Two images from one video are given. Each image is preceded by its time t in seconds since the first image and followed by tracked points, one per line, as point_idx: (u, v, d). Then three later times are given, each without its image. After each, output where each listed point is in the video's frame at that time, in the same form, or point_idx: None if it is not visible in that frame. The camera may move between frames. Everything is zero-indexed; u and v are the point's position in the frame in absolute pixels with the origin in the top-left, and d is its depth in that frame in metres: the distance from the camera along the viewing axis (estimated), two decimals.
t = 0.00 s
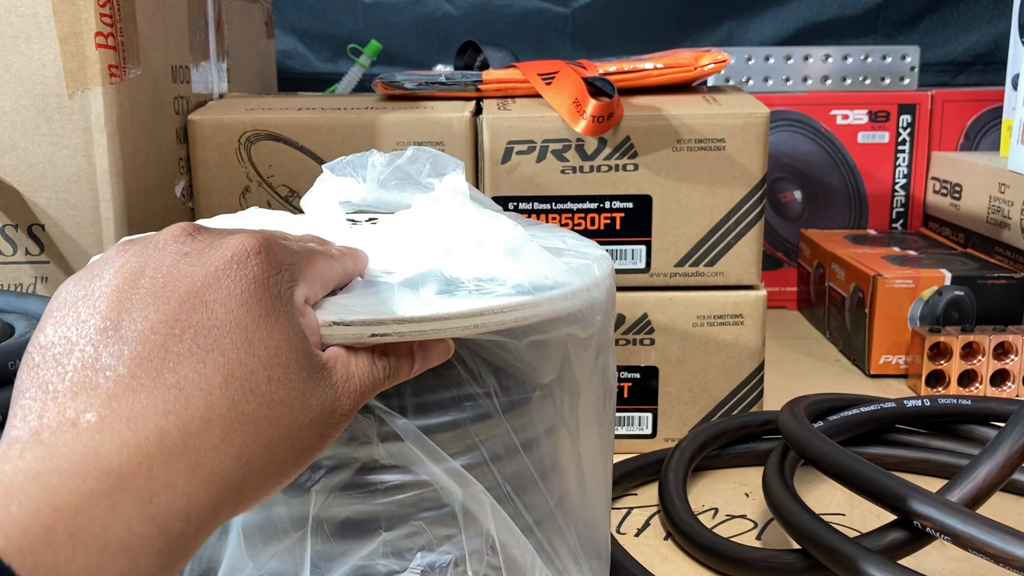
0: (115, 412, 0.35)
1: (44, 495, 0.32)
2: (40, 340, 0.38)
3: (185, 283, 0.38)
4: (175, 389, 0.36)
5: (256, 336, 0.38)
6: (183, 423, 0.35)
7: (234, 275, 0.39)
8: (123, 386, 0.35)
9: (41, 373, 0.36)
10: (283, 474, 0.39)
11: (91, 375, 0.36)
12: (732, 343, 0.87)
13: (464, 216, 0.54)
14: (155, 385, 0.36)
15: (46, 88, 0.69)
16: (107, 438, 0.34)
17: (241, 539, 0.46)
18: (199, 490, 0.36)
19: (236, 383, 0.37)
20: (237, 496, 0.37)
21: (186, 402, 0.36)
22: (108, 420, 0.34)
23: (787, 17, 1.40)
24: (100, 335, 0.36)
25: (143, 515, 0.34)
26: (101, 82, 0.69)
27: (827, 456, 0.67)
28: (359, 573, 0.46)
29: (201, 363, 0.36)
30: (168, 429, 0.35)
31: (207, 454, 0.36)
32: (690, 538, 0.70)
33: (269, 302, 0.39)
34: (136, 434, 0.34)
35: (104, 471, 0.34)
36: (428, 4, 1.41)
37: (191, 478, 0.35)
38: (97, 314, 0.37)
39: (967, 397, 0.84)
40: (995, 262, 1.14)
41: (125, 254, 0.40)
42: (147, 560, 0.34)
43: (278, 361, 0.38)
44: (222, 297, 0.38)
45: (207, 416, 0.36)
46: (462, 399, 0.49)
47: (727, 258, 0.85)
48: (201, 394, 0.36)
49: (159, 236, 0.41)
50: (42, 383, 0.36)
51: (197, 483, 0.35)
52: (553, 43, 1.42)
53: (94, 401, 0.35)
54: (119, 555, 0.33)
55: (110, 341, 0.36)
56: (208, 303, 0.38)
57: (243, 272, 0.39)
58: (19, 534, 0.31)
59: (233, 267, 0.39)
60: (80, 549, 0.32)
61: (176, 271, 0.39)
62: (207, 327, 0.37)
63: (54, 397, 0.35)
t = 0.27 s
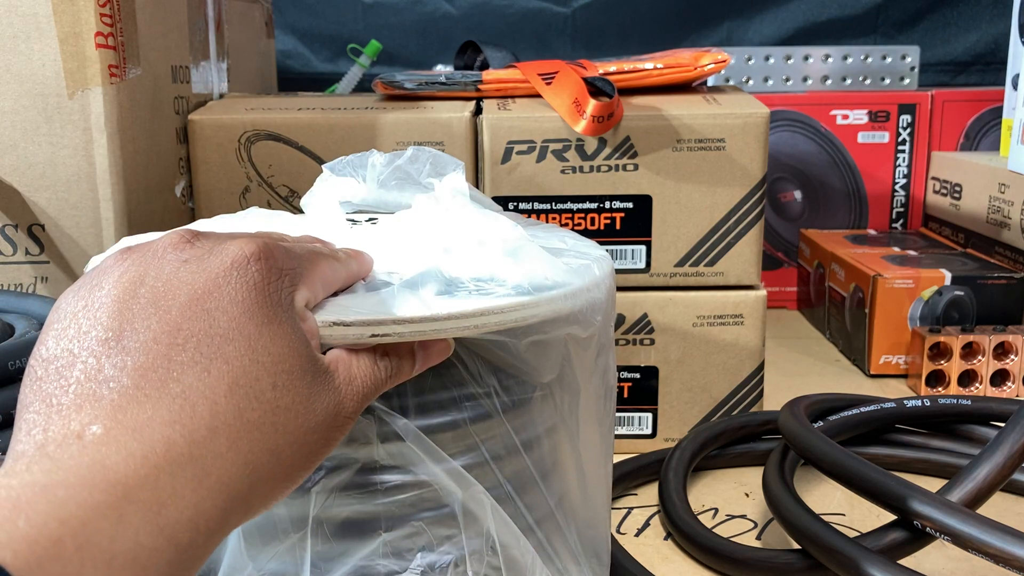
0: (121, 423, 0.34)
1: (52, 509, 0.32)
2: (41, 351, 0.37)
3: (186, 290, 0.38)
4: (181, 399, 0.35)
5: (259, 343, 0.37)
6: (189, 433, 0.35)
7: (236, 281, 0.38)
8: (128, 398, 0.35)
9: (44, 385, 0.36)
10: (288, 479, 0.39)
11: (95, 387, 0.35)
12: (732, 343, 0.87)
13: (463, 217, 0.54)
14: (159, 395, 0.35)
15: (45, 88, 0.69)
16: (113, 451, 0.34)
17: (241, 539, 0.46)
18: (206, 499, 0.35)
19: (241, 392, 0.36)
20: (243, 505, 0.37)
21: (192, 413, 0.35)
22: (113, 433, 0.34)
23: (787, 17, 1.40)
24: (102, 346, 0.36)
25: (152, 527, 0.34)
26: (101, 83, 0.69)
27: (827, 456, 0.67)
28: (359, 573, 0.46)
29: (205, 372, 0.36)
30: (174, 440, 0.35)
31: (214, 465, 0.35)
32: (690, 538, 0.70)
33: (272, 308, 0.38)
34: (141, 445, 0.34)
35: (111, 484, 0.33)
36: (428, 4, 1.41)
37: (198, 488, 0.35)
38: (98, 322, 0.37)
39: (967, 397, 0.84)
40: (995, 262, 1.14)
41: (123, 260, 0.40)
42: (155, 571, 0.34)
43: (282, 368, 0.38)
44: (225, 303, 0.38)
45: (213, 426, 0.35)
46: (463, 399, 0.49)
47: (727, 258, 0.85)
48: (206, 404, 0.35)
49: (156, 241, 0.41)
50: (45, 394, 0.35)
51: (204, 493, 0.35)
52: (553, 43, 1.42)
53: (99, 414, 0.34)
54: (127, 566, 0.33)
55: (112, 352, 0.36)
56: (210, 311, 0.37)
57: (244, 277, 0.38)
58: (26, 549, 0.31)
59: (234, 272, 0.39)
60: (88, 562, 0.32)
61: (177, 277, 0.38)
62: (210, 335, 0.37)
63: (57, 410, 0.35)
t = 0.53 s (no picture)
0: (120, 427, 0.34)
1: (53, 513, 0.32)
2: (42, 355, 0.37)
3: (187, 295, 0.38)
4: (181, 403, 0.35)
5: (259, 347, 0.38)
6: (189, 437, 0.35)
7: (237, 285, 0.39)
8: (129, 401, 0.35)
9: (45, 388, 0.36)
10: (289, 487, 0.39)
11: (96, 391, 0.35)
12: (732, 343, 0.87)
13: (463, 217, 0.54)
14: (159, 399, 0.35)
15: (45, 88, 0.69)
16: (111, 454, 0.34)
17: (241, 540, 0.46)
18: (205, 505, 0.35)
19: (241, 396, 0.37)
20: (242, 512, 0.37)
21: (192, 417, 0.35)
22: (112, 437, 0.34)
23: (787, 17, 1.40)
24: (104, 350, 0.36)
25: (151, 532, 0.34)
26: (101, 82, 0.69)
27: (827, 456, 0.67)
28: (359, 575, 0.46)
29: (205, 377, 0.36)
30: (174, 444, 0.35)
31: (214, 469, 0.36)
32: (690, 539, 0.70)
33: (272, 314, 0.39)
34: (141, 450, 0.34)
35: (109, 487, 0.33)
36: (428, 4, 1.41)
37: (198, 493, 0.35)
38: (101, 327, 0.37)
39: (967, 397, 0.84)
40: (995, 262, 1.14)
41: (124, 264, 0.40)
42: None
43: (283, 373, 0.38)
44: (227, 307, 0.38)
45: (212, 430, 0.36)
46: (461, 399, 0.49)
47: (727, 258, 0.85)
48: (206, 408, 0.36)
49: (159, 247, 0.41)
50: (46, 398, 0.36)
51: (204, 498, 0.35)
52: (553, 43, 1.42)
53: (99, 417, 0.34)
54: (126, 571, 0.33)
55: (114, 356, 0.36)
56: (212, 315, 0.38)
57: (246, 283, 0.39)
58: (25, 553, 0.31)
59: (236, 277, 0.39)
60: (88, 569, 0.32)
61: (179, 281, 0.39)
62: (211, 340, 0.37)
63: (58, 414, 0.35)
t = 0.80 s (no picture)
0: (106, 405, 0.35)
1: (29, 485, 0.33)
2: (41, 328, 0.38)
3: (188, 284, 0.38)
4: (166, 390, 0.35)
5: (254, 342, 0.37)
6: (169, 422, 0.35)
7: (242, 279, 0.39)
8: (117, 382, 0.35)
9: (38, 358, 0.37)
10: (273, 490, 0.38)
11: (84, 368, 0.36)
12: (732, 343, 0.87)
13: (462, 217, 0.54)
14: (148, 380, 0.35)
15: (45, 88, 0.69)
16: (92, 430, 0.34)
17: (241, 540, 0.46)
18: (180, 491, 0.35)
19: (228, 387, 0.36)
20: (220, 504, 0.37)
21: (175, 405, 0.35)
22: (94, 414, 0.35)
23: (787, 17, 1.40)
24: (96, 327, 0.37)
25: (125, 513, 0.34)
26: (101, 82, 0.70)
27: (827, 456, 0.67)
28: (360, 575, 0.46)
29: (195, 365, 0.36)
30: (153, 426, 0.35)
31: (189, 459, 0.35)
32: (691, 539, 0.69)
33: (272, 310, 0.38)
34: (122, 432, 0.34)
35: (86, 464, 0.34)
36: (428, 4, 1.41)
37: (173, 479, 0.35)
38: (99, 306, 0.37)
39: (967, 397, 0.84)
40: (995, 262, 1.14)
41: (132, 246, 0.40)
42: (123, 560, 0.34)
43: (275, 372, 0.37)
44: (227, 301, 0.38)
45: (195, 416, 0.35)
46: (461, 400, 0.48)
47: (727, 258, 0.85)
48: (191, 395, 0.36)
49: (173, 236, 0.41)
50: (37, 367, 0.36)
51: (178, 484, 0.35)
52: (553, 43, 1.42)
53: (83, 394, 0.35)
54: (98, 552, 0.34)
55: (109, 335, 0.36)
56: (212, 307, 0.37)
57: (252, 279, 0.39)
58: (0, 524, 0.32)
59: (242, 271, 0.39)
60: (59, 546, 0.33)
61: (184, 269, 0.39)
62: (208, 331, 0.37)
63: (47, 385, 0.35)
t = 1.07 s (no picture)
0: (127, 286, 0.34)
1: (41, 351, 0.31)
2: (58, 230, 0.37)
3: (215, 201, 0.39)
4: (191, 278, 0.35)
5: (280, 253, 0.38)
6: (190, 309, 0.35)
7: (268, 202, 0.40)
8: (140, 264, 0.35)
9: (54, 250, 0.36)
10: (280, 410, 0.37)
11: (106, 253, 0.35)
12: (732, 343, 0.87)
13: (463, 220, 0.55)
14: (173, 266, 0.35)
15: (46, 88, 0.69)
16: (111, 305, 0.33)
17: (242, 541, 0.46)
18: (193, 383, 0.34)
19: (250, 291, 0.36)
20: (229, 411, 0.36)
21: (197, 291, 0.35)
22: (115, 290, 0.34)
23: (787, 17, 1.40)
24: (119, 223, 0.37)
25: (137, 398, 0.33)
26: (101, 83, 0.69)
27: (827, 456, 0.67)
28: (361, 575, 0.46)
29: (218, 265, 0.36)
30: (174, 311, 0.34)
31: (208, 352, 0.35)
32: (691, 539, 0.69)
33: (295, 236, 0.39)
34: (145, 312, 0.34)
35: (106, 336, 0.33)
36: (428, 4, 1.41)
37: (189, 367, 0.34)
38: (120, 209, 0.38)
39: (967, 397, 0.84)
40: (995, 262, 1.14)
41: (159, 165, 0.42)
42: (127, 456, 0.32)
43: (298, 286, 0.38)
44: (256, 218, 0.39)
45: (217, 318, 0.35)
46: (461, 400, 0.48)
47: (727, 258, 0.85)
48: (214, 293, 0.35)
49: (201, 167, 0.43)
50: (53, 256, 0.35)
51: (191, 375, 0.34)
52: (553, 43, 1.42)
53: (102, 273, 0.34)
54: (106, 433, 0.32)
55: (131, 230, 0.36)
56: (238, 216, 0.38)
57: (278, 203, 0.40)
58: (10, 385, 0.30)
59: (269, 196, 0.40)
60: (71, 418, 0.31)
61: (209, 189, 0.40)
62: (239, 240, 0.38)
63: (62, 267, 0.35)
